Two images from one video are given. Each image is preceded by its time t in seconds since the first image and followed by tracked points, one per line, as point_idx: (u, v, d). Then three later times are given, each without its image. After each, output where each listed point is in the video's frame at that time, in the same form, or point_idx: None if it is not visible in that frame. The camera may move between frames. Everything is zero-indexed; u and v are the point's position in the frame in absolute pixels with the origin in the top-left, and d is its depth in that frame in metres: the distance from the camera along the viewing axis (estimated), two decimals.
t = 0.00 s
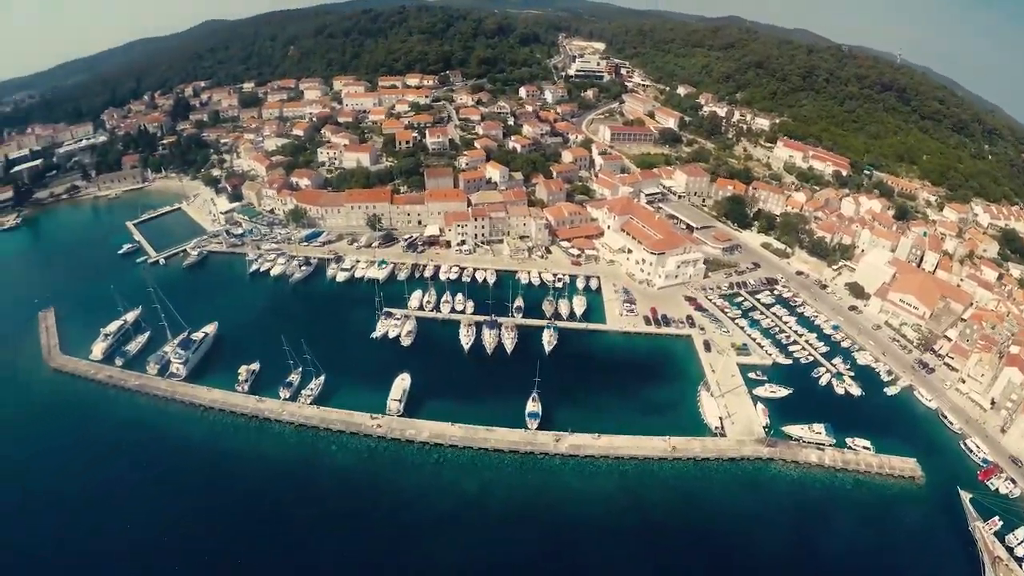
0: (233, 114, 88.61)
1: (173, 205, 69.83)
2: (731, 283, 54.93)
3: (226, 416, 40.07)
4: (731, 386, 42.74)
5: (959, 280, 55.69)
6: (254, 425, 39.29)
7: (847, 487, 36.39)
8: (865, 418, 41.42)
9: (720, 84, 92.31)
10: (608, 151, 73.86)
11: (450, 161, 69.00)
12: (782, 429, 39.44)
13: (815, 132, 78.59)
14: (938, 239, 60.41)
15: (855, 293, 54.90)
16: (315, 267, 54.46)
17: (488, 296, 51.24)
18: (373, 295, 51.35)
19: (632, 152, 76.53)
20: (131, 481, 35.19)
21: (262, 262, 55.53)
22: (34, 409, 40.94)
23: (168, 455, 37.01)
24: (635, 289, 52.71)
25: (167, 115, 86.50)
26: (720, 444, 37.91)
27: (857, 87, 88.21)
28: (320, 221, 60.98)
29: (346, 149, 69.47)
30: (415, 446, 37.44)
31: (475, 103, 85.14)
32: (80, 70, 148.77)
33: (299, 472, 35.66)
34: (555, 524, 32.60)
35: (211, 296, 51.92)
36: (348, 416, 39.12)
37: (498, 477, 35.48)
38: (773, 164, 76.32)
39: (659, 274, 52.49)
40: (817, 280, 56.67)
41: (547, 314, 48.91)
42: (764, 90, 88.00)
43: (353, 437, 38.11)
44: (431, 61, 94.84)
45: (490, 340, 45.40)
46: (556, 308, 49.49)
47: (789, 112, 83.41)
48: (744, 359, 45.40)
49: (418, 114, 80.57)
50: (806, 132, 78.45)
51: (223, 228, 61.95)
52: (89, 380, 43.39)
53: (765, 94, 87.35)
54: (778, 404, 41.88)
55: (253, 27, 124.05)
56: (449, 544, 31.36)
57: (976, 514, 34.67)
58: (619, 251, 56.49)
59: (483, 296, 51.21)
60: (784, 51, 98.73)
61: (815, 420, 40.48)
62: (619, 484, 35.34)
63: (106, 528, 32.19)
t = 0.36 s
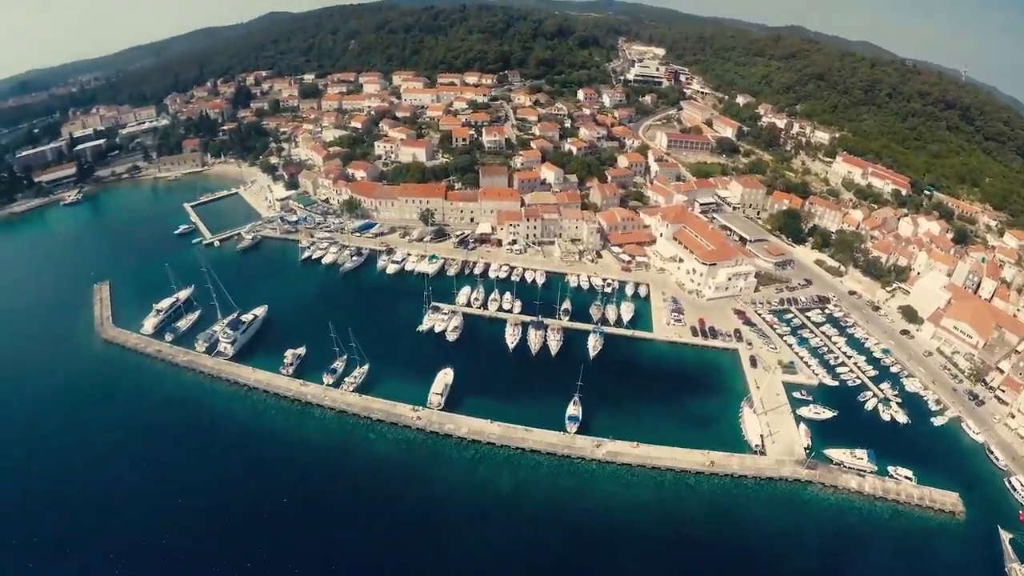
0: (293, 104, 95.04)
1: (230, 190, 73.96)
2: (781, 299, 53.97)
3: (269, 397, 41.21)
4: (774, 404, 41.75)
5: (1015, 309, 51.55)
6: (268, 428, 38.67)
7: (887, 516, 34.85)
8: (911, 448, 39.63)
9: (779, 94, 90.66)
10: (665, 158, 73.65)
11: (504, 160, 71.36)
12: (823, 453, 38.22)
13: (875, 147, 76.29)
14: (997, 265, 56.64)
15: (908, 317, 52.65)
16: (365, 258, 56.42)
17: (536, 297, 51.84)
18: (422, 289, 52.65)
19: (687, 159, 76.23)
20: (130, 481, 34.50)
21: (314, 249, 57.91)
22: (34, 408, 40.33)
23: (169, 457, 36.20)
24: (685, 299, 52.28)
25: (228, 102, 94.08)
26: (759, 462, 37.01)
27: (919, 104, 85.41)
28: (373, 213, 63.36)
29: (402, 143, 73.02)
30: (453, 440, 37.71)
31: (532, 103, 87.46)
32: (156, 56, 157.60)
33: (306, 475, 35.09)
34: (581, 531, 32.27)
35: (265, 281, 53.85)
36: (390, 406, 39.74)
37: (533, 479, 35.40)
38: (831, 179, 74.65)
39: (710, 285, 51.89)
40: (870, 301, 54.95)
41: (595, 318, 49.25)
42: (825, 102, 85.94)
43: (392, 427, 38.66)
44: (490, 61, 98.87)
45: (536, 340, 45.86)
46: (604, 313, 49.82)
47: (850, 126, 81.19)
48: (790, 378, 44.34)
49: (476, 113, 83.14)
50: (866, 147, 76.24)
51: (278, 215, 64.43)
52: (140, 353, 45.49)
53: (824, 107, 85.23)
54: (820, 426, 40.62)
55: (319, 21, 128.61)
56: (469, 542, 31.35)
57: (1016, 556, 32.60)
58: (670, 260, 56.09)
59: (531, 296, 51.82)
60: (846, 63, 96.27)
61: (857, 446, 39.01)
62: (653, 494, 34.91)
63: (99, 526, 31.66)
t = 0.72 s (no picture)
0: (359, 96, 98.19)
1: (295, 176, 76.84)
2: (837, 320, 52.05)
3: (317, 380, 42.40)
4: (823, 428, 40.08)
5: None
6: (269, 430, 37.92)
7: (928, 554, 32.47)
8: (959, 486, 36.79)
9: (847, 109, 87.63)
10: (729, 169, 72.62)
11: (566, 162, 71.80)
12: (868, 482, 36.23)
13: (945, 170, 72.51)
14: None
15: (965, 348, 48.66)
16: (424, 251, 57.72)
17: (590, 301, 51.84)
18: (475, 285, 53.44)
19: (750, 171, 74.98)
20: (128, 481, 33.97)
21: (373, 240, 59.55)
22: (32, 406, 39.87)
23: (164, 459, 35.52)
24: (739, 314, 51.23)
25: (296, 91, 97.97)
26: (802, 486, 35.53)
27: (993, 126, 80.68)
28: (432, 207, 65.03)
29: (465, 140, 74.61)
30: (497, 438, 37.96)
31: (597, 106, 87.83)
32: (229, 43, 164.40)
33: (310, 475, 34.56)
34: (609, 540, 31.81)
35: (321, 267, 55.40)
36: (434, 398, 40.37)
37: (567, 484, 35.21)
38: (897, 200, 71.78)
39: (765, 301, 50.64)
40: (927, 330, 51.82)
41: (647, 326, 48.85)
42: (894, 120, 82.63)
43: (436, 419, 39.25)
44: (556, 62, 99.96)
45: (585, 344, 45.83)
46: (658, 322, 49.32)
47: (919, 146, 77.69)
48: (841, 402, 42.46)
49: (540, 114, 84.16)
50: (936, 168, 72.47)
51: (340, 204, 66.51)
52: (196, 327, 47.56)
53: (893, 125, 81.93)
54: (867, 455, 38.55)
55: (390, 17, 132.04)
56: (495, 541, 31.29)
57: None
58: (727, 272, 54.99)
59: (584, 300, 51.85)
60: (917, 81, 92.46)
61: (902, 478, 36.69)
62: (693, 509, 34.14)
63: (95, 525, 31.25)
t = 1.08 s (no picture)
0: (420, 91, 100.12)
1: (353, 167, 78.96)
2: (890, 345, 49.54)
3: (362, 368, 43.28)
4: (867, 455, 38.12)
5: None
6: (273, 431, 37.31)
7: None
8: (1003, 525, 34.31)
9: (912, 126, 84.20)
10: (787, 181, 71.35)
11: (623, 167, 71.65)
12: (908, 514, 34.15)
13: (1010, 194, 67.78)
14: None
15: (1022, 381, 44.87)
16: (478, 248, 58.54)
17: (640, 308, 51.48)
18: (526, 285, 53.87)
19: (809, 185, 73.44)
20: (134, 478, 33.90)
21: (427, 234, 60.77)
22: (50, 396, 40.28)
23: (160, 462, 34.94)
24: (789, 331, 49.95)
25: (359, 84, 100.89)
26: (841, 513, 33.82)
27: None
28: (488, 205, 66.17)
29: (524, 140, 75.80)
30: (536, 438, 37.92)
31: (657, 112, 87.36)
32: (293, 34, 169.99)
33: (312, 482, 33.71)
34: (635, 551, 31.16)
35: (372, 260, 56.61)
36: (476, 394, 40.68)
37: (599, 491, 34.73)
38: (958, 224, 68.15)
39: (817, 319, 49.22)
40: (982, 360, 48.57)
41: (695, 337, 48.25)
42: (959, 141, 78.76)
43: (475, 416, 39.49)
44: (618, 66, 99.89)
45: (632, 351, 45.57)
46: (707, 334, 48.63)
47: (986, 168, 73.59)
48: (888, 430, 40.31)
49: (599, 118, 84.44)
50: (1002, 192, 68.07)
51: (396, 197, 68.11)
52: (247, 309, 49.13)
53: (960, 146, 78.02)
54: (909, 486, 36.35)
55: (454, 15, 134.26)
56: (512, 541, 31.06)
57: None
58: (780, 288, 53.82)
59: (634, 306, 51.54)
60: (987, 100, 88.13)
61: (944, 513, 34.45)
62: (728, 526, 33.08)
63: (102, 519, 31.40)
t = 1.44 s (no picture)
0: (475, 90, 102.32)
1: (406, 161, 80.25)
2: (937, 371, 46.81)
3: (404, 361, 43.77)
4: (906, 483, 36.03)
5: None
6: (297, 424, 37.40)
7: None
8: None
9: (972, 146, 80.20)
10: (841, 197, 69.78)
11: (675, 174, 71.12)
12: (943, 548, 32.00)
13: None
14: None
15: None
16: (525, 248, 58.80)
17: (684, 318, 50.93)
18: (572, 288, 53.84)
19: (863, 202, 71.70)
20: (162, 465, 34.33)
21: (475, 232, 61.31)
22: (86, 378, 41.17)
23: (186, 448, 35.50)
24: (834, 350, 48.50)
25: (414, 81, 102.65)
26: (874, 541, 32.03)
27: None
28: (537, 206, 66.81)
29: (577, 143, 76.01)
30: (571, 443, 37.62)
31: (712, 120, 86.30)
32: (351, 29, 173.82)
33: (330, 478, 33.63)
34: (659, 564, 30.46)
35: (418, 255, 57.30)
36: (516, 394, 40.70)
37: (631, 500, 34.18)
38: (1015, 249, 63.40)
39: (864, 340, 47.57)
40: None
41: (739, 351, 47.44)
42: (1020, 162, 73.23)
43: (511, 415, 39.52)
44: (674, 72, 98.91)
45: (674, 360, 45.10)
46: (751, 348, 47.77)
47: None
48: (930, 459, 38.03)
49: (653, 123, 84.01)
50: None
51: (446, 194, 69.00)
52: (293, 296, 50.16)
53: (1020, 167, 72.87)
54: (947, 519, 34.08)
55: (511, 17, 135.20)
56: (532, 544, 30.70)
57: None
58: (829, 306, 52.41)
59: (679, 316, 51.02)
60: None
61: (981, 550, 32.15)
62: (760, 545, 31.99)
63: (131, 503, 31.95)
